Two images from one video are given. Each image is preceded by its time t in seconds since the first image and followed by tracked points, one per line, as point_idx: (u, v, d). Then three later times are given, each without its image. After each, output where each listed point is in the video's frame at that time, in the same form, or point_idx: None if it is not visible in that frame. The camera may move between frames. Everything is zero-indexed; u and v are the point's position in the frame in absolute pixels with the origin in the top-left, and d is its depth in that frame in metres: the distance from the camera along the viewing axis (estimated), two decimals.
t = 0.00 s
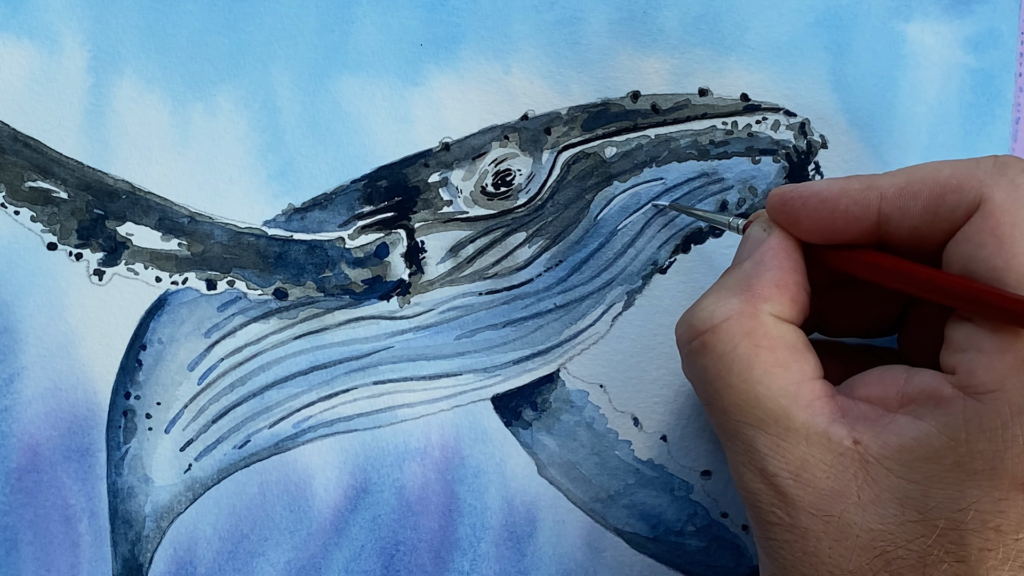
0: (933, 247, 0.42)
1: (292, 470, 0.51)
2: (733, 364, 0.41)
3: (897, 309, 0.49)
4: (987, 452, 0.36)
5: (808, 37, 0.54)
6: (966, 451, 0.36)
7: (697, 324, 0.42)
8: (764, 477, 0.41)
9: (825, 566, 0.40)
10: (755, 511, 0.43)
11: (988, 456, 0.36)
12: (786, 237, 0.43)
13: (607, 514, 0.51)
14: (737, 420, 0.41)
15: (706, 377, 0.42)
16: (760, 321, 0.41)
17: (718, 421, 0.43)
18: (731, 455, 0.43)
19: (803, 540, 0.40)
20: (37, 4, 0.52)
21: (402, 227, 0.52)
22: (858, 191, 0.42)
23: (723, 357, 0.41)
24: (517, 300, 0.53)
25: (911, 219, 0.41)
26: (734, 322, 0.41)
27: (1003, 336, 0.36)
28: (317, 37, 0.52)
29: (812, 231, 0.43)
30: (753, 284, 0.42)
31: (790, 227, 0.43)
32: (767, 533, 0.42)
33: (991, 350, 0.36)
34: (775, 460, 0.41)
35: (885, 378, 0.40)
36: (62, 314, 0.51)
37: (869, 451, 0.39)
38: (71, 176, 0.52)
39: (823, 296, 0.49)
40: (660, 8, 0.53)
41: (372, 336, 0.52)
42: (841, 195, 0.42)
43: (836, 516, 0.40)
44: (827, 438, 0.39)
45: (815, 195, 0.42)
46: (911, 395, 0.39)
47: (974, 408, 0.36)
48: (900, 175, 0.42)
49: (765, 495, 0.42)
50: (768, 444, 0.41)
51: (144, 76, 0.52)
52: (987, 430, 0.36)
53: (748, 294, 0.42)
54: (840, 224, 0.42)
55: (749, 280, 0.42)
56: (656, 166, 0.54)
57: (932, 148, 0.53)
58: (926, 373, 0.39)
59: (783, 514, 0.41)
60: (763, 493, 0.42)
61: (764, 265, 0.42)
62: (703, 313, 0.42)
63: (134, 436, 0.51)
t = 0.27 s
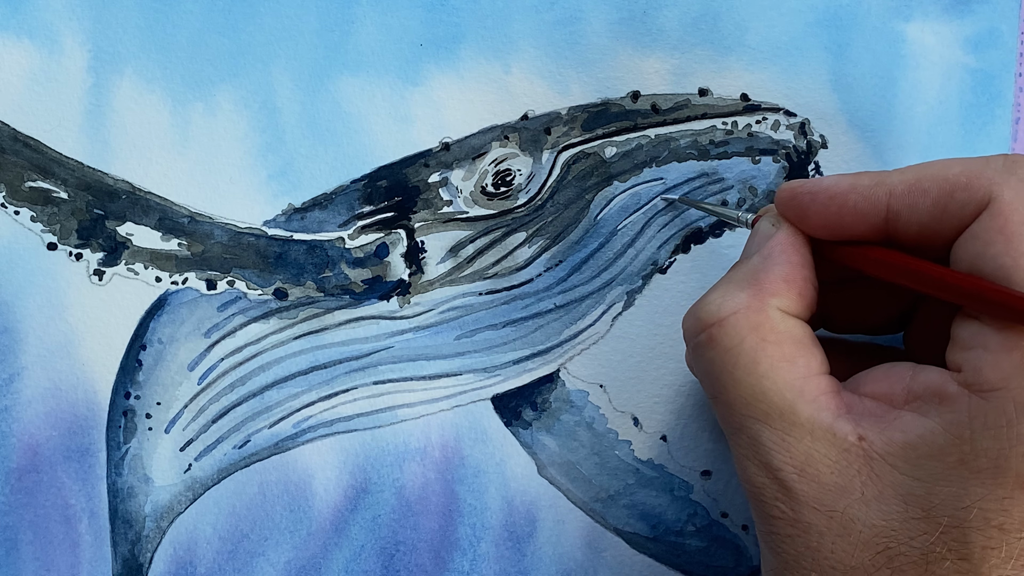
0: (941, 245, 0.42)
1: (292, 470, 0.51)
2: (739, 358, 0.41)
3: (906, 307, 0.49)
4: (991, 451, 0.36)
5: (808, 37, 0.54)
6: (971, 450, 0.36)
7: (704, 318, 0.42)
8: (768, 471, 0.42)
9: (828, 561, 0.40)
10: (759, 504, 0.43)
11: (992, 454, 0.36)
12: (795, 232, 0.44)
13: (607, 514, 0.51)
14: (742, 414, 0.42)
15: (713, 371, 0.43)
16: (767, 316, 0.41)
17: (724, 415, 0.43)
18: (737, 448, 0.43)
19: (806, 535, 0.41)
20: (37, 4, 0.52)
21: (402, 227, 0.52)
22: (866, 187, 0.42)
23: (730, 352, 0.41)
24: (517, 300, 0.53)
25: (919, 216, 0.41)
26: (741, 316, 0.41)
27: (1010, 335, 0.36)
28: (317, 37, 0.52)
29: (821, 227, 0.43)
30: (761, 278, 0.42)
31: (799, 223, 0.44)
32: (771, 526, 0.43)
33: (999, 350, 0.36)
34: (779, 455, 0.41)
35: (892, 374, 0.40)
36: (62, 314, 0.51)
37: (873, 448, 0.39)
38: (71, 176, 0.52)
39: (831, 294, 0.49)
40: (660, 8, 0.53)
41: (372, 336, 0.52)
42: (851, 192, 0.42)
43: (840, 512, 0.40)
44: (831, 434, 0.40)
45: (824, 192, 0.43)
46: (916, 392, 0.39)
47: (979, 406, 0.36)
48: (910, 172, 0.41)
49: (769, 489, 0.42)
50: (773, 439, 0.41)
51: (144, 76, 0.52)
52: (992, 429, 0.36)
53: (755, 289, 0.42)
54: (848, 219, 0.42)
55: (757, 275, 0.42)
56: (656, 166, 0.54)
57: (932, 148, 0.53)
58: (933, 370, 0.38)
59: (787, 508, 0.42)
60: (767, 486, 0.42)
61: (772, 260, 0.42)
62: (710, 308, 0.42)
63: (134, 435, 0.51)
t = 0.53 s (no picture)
0: (950, 245, 0.42)
1: (292, 470, 0.51)
2: (748, 352, 0.41)
3: (916, 303, 0.49)
4: (997, 450, 0.36)
5: (808, 37, 0.54)
6: (976, 449, 0.36)
7: (712, 311, 0.42)
8: (773, 467, 0.41)
9: (830, 558, 0.40)
10: (762, 499, 0.43)
11: (998, 454, 0.36)
12: (805, 228, 0.44)
13: (607, 514, 0.51)
14: (748, 408, 0.41)
15: (720, 365, 0.42)
16: (776, 311, 0.41)
17: (730, 409, 0.43)
18: (741, 443, 0.43)
19: (810, 531, 0.41)
20: (37, 4, 0.52)
21: (402, 227, 0.52)
22: (878, 184, 0.42)
23: (738, 346, 0.41)
24: (517, 300, 0.53)
25: (929, 215, 0.41)
26: (750, 311, 0.41)
27: (1018, 335, 0.36)
28: (316, 37, 0.52)
29: (831, 224, 0.43)
30: (770, 274, 0.42)
31: (809, 219, 0.44)
32: (774, 523, 0.42)
33: (1006, 350, 0.36)
34: (784, 450, 0.41)
35: (898, 372, 0.40)
36: (62, 314, 0.51)
37: (879, 445, 0.39)
38: (71, 176, 0.52)
39: (841, 292, 0.49)
40: (660, 8, 0.53)
41: (372, 336, 0.52)
42: (861, 189, 0.42)
43: (844, 509, 0.40)
44: (837, 430, 0.39)
45: (836, 187, 0.42)
46: (923, 390, 0.39)
47: (986, 406, 0.36)
48: (921, 170, 0.42)
49: (773, 485, 0.42)
50: (779, 434, 0.41)
51: (144, 76, 0.52)
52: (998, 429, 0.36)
53: (764, 284, 0.42)
54: (859, 216, 0.42)
55: (766, 270, 0.42)
56: (656, 166, 0.54)
57: (932, 148, 0.53)
58: (939, 369, 0.38)
59: (791, 504, 0.41)
60: (771, 482, 0.42)
61: (782, 256, 0.42)
62: (719, 301, 0.42)
63: (134, 435, 0.51)
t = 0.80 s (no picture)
0: (961, 245, 0.42)
1: (292, 471, 0.51)
2: (755, 348, 0.41)
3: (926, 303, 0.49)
4: (1002, 452, 0.36)
5: (808, 37, 0.54)
6: (981, 451, 0.36)
7: (721, 306, 0.42)
8: (777, 463, 0.41)
9: (833, 555, 0.40)
10: (766, 495, 0.43)
11: (1003, 456, 0.36)
12: (814, 225, 0.44)
13: (607, 514, 0.51)
14: (754, 404, 0.41)
15: (727, 360, 0.42)
16: (784, 307, 0.41)
17: (736, 405, 0.43)
18: (746, 439, 0.43)
19: (812, 528, 0.41)
20: (37, 4, 0.52)
21: (402, 227, 0.52)
22: (888, 183, 0.42)
23: (745, 341, 0.41)
24: (517, 300, 0.53)
25: (939, 215, 0.41)
26: (758, 307, 0.41)
27: None
28: (317, 37, 0.52)
29: (840, 222, 0.43)
30: (779, 270, 0.42)
31: (818, 216, 0.44)
32: (777, 519, 0.43)
33: (1014, 351, 0.36)
34: (789, 446, 0.41)
35: (905, 371, 0.40)
36: (62, 314, 0.51)
37: (883, 444, 0.39)
38: (71, 176, 0.52)
39: (851, 289, 0.49)
40: (661, 8, 0.53)
41: (372, 336, 0.52)
42: (871, 187, 0.42)
43: (848, 507, 0.40)
44: (843, 428, 0.39)
45: (846, 185, 0.42)
46: (928, 390, 0.38)
47: (991, 407, 0.36)
48: (932, 169, 0.41)
49: (777, 481, 0.42)
50: (784, 430, 0.41)
51: (144, 76, 0.52)
52: (1003, 430, 0.36)
53: (772, 280, 0.42)
54: (869, 215, 0.42)
55: (774, 266, 0.42)
56: (656, 166, 0.54)
57: (932, 148, 0.53)
58: (945, 369, 0.38)
59: (794, 500, 0.41)
60: (775, 477, 0.42)
61: (792, 252, 0.42)
62: (727, 296, 0.42)
63: (134, 435, 0.51)
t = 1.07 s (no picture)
0: (975, 245, 0.42)
1: (292, 471, 0.51)
2: (766, 341, 0.41)
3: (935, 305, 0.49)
4: (1009, 454, 0.36)
5: (808, 37, 0.54)
6: (988, 452, 0.36)
7: (732, 299, 0.42)
8: (783, 457, 0.42)
9: (836, 552, 0.40)
10: (771, 488, 0.43)
11: (1009, 459, 0.36)
12: (829, 222, 0.43)
13: (607, 514, 0.51)
14: (762, 397, 0.41)
15: (738, 352, 0.42)
16: (796, 302, 0.41)
17: (746, 398, 0.43)
18: (754, 432, 0.43)
19: (816, 524, 0.41)
20: (37, 4, 0.52)
21: (402, 227, 0.52)
22: (904, 182, 0.42)
23: (757, 334, 0.41)
24: (517, 300, 0.53)
25: (955, 215, 0.41)
26: (771, 300, 0.41)
27: None
28: (317, 37, 0.52)
29: (856, 219, 0.43)
30: (793, 265, 0.42)
31: (834, 214, 0.43)
32: (782, 513, 0.43)
33: None
34: (796, 441, 0.41)
35: (914, 372, 0.40)
36: (62, 314, 0.51)
37: (890, 442, 0.39)
38: (71, 176, 0.52)
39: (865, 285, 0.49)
40: (661, 8, 0.53)
41: (372, 336, 0.52)
42: (888, 186, 0.42)
43: (852, 504, 0.40)
44: (850, 425, 0.39)
45: (863, 184, 0.42)
46: (937, 390, 0.38)
47: (998, 409, 0.36)
48: (948, 170, 0.41)
49: (783, 475, 0.42)
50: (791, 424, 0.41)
51: (144, 76, 0.52)
52: (1010, 432, 0.35)
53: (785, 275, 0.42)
54: (884, 214, 0.42)
55: (787, 262, 0.42)
56: (656, 166, 0.54)
57: (932, 148, 0.53)
58: (953, 369, 0.38)
59: (799, 495, 0.41)
60: (781, 472, 0.42)
61: (806, 248, 0.42)
62: (739, 289, 0.42)
63: (134, 435, 0.51)
